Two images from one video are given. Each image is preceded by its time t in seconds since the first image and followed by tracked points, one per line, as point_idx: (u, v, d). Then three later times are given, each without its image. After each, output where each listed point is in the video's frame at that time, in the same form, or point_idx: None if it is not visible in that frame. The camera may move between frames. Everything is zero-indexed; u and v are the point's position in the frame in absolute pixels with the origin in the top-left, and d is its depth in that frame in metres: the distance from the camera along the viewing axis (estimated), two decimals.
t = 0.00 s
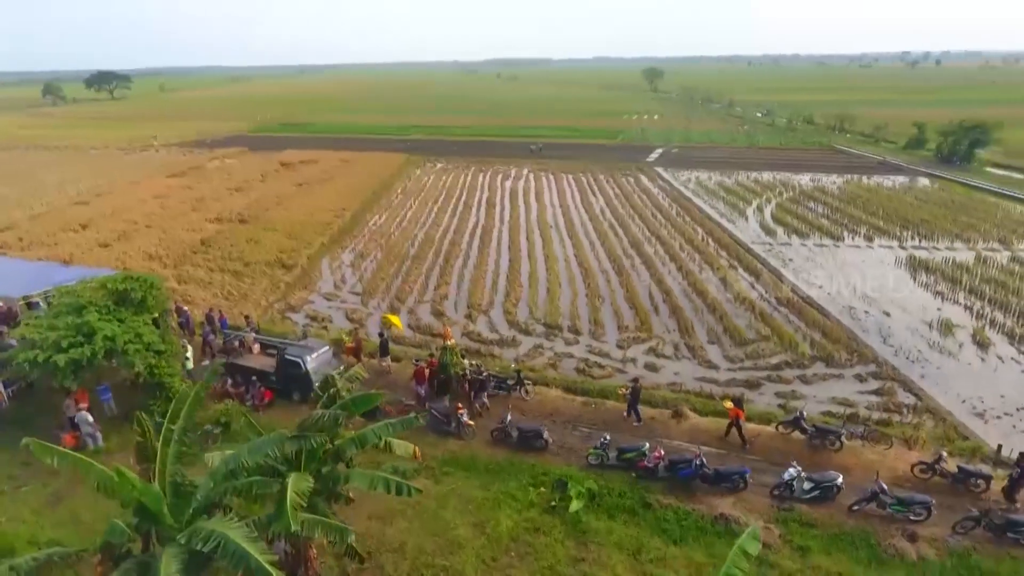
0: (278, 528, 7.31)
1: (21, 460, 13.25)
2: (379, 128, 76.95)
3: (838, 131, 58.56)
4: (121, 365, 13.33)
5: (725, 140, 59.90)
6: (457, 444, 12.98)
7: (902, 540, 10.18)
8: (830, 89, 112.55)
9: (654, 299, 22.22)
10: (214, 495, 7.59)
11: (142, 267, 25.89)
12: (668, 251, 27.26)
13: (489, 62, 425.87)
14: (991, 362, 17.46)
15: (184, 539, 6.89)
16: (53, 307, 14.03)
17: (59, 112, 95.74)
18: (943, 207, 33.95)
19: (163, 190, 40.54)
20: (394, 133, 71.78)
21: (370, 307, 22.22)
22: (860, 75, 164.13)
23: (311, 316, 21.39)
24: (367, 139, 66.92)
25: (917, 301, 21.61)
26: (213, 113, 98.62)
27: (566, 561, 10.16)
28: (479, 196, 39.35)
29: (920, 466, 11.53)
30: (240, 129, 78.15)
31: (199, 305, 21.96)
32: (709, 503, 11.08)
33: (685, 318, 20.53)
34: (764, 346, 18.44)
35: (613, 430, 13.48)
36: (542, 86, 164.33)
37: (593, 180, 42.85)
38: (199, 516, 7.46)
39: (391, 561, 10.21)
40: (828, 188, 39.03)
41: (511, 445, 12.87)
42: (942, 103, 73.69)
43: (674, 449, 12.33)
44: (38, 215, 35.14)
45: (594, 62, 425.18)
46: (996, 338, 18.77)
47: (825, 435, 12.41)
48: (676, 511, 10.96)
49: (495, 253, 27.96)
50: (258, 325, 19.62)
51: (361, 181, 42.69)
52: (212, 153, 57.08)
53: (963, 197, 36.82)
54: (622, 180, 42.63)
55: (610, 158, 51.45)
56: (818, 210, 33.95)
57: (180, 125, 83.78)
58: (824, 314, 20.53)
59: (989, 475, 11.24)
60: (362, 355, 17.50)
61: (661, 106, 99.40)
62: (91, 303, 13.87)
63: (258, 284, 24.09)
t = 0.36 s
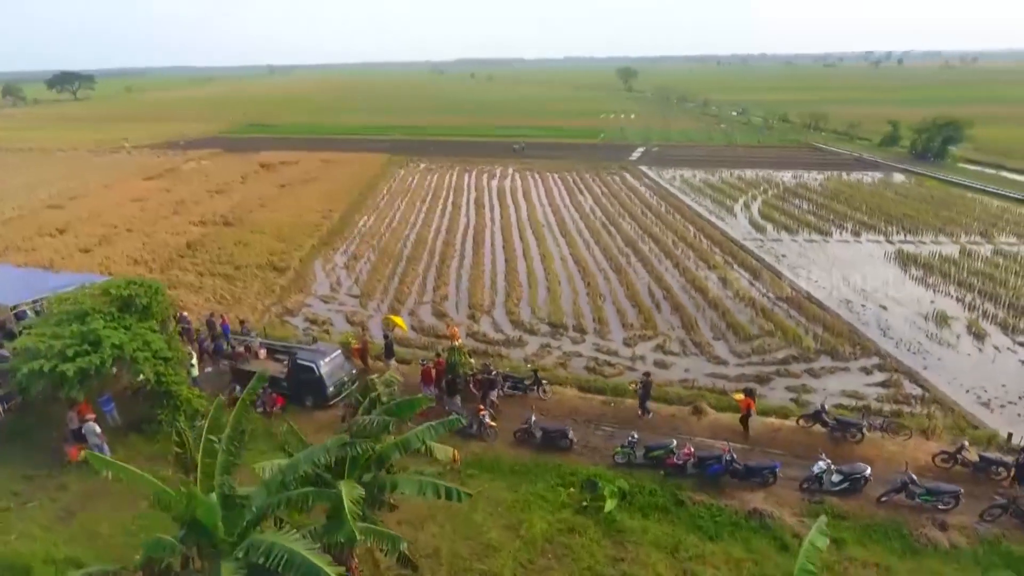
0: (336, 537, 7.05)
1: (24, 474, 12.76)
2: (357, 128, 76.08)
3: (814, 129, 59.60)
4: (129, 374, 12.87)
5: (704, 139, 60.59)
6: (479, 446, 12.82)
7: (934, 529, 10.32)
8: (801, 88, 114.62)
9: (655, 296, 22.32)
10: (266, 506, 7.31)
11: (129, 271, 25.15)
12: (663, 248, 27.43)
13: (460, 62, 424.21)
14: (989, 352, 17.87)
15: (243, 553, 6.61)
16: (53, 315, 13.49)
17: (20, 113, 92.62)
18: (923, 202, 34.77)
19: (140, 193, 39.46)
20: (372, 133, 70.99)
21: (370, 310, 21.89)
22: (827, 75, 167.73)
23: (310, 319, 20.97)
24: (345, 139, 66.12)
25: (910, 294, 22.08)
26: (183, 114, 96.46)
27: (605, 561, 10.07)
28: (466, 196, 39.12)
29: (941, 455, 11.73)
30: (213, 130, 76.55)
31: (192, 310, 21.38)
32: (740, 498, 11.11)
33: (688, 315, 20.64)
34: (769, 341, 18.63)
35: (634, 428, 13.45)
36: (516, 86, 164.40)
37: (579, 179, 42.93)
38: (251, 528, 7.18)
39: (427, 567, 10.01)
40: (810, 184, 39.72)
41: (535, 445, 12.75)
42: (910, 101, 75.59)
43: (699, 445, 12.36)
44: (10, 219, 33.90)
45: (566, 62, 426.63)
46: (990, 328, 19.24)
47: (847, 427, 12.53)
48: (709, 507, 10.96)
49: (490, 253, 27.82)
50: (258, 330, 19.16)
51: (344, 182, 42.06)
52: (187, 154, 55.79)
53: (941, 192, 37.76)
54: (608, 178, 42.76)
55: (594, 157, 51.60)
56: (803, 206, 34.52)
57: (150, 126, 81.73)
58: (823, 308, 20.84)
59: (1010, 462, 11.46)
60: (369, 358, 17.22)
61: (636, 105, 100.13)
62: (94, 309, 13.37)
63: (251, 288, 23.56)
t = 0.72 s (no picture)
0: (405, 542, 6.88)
1: (30, 489, 12.23)
2: (330, 129, 74.97)
3: (786, 126, 60.75)
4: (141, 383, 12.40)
5: (680, 137, 61.27)
6: (504, 447, 12.70)
7: (962, 515, 10.58)
8: (768, 86, 116.81)
9: (654, 293, 22.46)
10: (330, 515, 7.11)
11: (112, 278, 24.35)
12: (655, 245, 27.62)
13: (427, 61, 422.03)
14: (983, 341, 18.41)
15: (315, 563, 6.42)
16: (55, 325, 12.94)
17: None
18: (899, 196, 35.69)
19: (114, 197, 38.23)
20: (346, 134, 70.03)
21: (369, 312, 21.54)
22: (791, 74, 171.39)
23: (309, 323, 20.56)
24: (320, 140, 65.12)
25: (900, 286, 22.63)
26: (147, 116, 93.81)
27: (647, 557, 10.07)
28: (451, 196, 38.87)
29: (959, 442, 12.04)
30: (180, 132, 74.62)
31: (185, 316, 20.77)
32: (772, 491, 11.23)
33: (689, 311, 20.81)
34: (772, 335, 18.90)
35: (656, 424, 13.50)
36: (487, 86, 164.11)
37: (563, 177, 43.00)
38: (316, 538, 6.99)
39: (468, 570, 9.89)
40: (789, 181, 40.46)
41: (560, 444, 12.70)
42: (875, 99, 77.59)
43: (725, 437, 12.45)
44: None
45: (532, 62, 427.34)
46: (981, 318, 19.84)
47: (866, 418, 12.77)
48: (742, 501, 11.06)
49: (483, 253, 27.66)
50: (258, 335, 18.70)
51: (325, 183, 41.42)
52: (156, 157, 54.30)
53: (915, 186, 38.83)
54: (591, 176, 42.93)
55: (573, 156, 51.75)
56: (786, 202, 35.14)
57: (113, 128, 79.28)
58: (820, 301, 21.21)
59: None
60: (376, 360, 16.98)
61: (609, 104, 100.78)
62: (100, 317, 12.86)
63: (243, 292, 23.00)
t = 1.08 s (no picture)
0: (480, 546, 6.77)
1: (43, 505, 11.79)
2: (305, 130, 73.87)
3: (763, 125, 61.78)
4: (159, 392, 11.98)
5: (659, 135, 61.86)
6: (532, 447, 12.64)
7: (990, 501, 10.85)
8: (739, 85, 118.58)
9: (655, 290, 22.61)
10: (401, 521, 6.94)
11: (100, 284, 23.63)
12: (650, 243, 27.84)
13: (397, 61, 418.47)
14: (979, 331, 18.93)
15: (396, 570, 6.29)
16: (64, 333, 12.45)
17: None
18: (880, 192, 36.58)
19: (90, 201, 37.09)
20: (324, 135, 69.08)
21: (371, 314, 21.24)
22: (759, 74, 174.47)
23: (311, 326, 20.20)
24: (297, 141, 64.14)
25: (893, 279, 23.17)
26: (112, 118, 91.25)
27: (690, 553, 10.10)
28: (439, 196, 38.62)
29: (977, 430, 12.36)
30: (150, 134, 72.76)
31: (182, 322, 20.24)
32: (804, 483, 11.37)
33: (693, 307, 21.00)
34: (778, 330, 19.17)
35: (679, 420, 13.59)
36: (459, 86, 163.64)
37: (549, 177, 43.03)
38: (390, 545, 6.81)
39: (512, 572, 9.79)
40: (772, 178, 41.15)
41: (588, 443, 12.70)
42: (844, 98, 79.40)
43: (753, 431, 12.54)
44: None
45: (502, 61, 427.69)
46: (975, 310, 20.41)
47: (885, 409, 13.04)
48: (776, 494, 11.16)
49: (480, 253, 27.53)
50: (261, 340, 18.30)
51: (309, 184, 40.79)
52: (129, 159, 52.88)
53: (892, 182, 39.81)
54: (577, 175, 43.05)
55: (556, 156, 51.85)
56: (771, 199, 35.72)
57: (79, 130, 76.93)
58: (819, 296, 21.57)
59: None
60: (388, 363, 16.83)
61: (584, 104, 101.28)
62: (113, 324, 12.42)
63: (239, 296, 22.51)
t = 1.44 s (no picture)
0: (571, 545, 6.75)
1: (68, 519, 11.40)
2: (285, 131, 72.76)
3: (744, 124, 62.62)
4: (188, 400, 11.67)
5: (642, 135, 62.32)
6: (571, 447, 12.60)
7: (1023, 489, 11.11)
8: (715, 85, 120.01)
9: (662, 288, 22.75)
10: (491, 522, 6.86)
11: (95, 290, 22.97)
12: (649, 241, 28.02)
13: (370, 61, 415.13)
14: (981, 323, 19.42)
15: None
16: (87, 340, 12.09)
17: None
18: (866, 189, 37.33)
19: (71, 205, 36.04)
20: (305, 136, 68.14)
21: (380, 317, 20.97)
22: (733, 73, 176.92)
23: (320, 330, 19.87)
24: (278, 142, 63.15)
25: (891, 275, 23.64)
26: (82, 119, 88.82)
27: (740, 548, 10.14)
28: (431, 197, 38.36)
29: (1002, 420, 12.65)
30: (123, 136, 71.00)
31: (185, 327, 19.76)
32: (842, 476, 11.51)
33: (701, 304, 21.19)
34: (788, 327, 19.43)
35: (708, 416, 13.67)
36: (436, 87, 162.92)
37: (539, 177, 43.04)
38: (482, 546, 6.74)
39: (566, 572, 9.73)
40: (759, 176, 41.74)
41: (623, 441, 12.70)
42: (819, 97, 80.89)
43: (786, 426, 12.64)
44: None
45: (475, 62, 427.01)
46: (974, 303, 20.91)
47: (910, 401, 13.29)
48: (816, 488, 11.28)
49: (481, 254, 27.40)
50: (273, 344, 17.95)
51: (298, 186, 40.18)
52: (107, 162, 51.54)
53: (876, 179, 40.68)
54: (567, 175, 43.13)
55: (544, 156, 51.88)
56: (761, 197, 36.22)
57: (48, 132, 74.70)
58: (823, 292, 21.92)
59: None
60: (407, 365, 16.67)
61: (563, 104, 101.58)
62: (138, 330, 12.09)
63: (241, 300, 22.07)
